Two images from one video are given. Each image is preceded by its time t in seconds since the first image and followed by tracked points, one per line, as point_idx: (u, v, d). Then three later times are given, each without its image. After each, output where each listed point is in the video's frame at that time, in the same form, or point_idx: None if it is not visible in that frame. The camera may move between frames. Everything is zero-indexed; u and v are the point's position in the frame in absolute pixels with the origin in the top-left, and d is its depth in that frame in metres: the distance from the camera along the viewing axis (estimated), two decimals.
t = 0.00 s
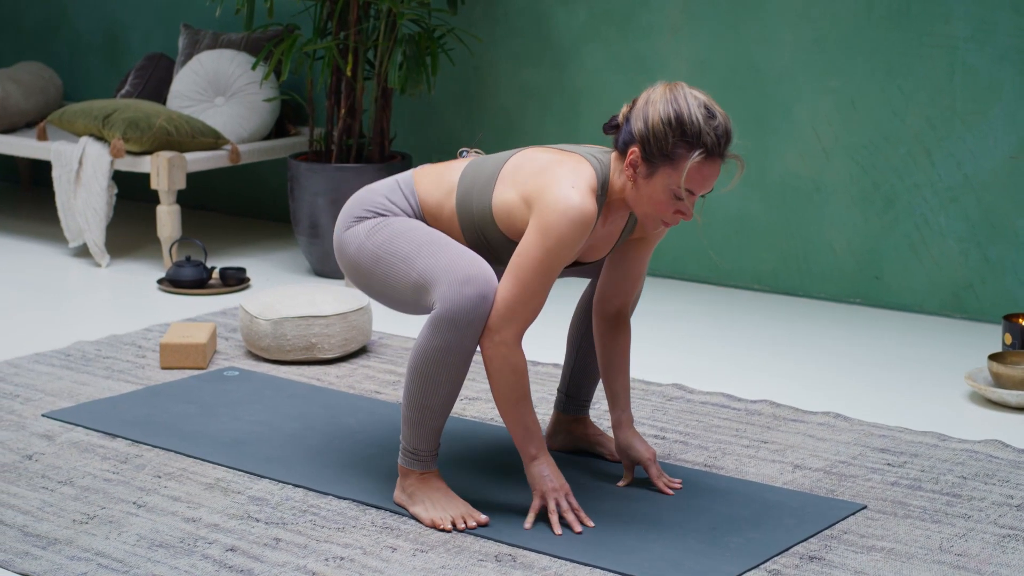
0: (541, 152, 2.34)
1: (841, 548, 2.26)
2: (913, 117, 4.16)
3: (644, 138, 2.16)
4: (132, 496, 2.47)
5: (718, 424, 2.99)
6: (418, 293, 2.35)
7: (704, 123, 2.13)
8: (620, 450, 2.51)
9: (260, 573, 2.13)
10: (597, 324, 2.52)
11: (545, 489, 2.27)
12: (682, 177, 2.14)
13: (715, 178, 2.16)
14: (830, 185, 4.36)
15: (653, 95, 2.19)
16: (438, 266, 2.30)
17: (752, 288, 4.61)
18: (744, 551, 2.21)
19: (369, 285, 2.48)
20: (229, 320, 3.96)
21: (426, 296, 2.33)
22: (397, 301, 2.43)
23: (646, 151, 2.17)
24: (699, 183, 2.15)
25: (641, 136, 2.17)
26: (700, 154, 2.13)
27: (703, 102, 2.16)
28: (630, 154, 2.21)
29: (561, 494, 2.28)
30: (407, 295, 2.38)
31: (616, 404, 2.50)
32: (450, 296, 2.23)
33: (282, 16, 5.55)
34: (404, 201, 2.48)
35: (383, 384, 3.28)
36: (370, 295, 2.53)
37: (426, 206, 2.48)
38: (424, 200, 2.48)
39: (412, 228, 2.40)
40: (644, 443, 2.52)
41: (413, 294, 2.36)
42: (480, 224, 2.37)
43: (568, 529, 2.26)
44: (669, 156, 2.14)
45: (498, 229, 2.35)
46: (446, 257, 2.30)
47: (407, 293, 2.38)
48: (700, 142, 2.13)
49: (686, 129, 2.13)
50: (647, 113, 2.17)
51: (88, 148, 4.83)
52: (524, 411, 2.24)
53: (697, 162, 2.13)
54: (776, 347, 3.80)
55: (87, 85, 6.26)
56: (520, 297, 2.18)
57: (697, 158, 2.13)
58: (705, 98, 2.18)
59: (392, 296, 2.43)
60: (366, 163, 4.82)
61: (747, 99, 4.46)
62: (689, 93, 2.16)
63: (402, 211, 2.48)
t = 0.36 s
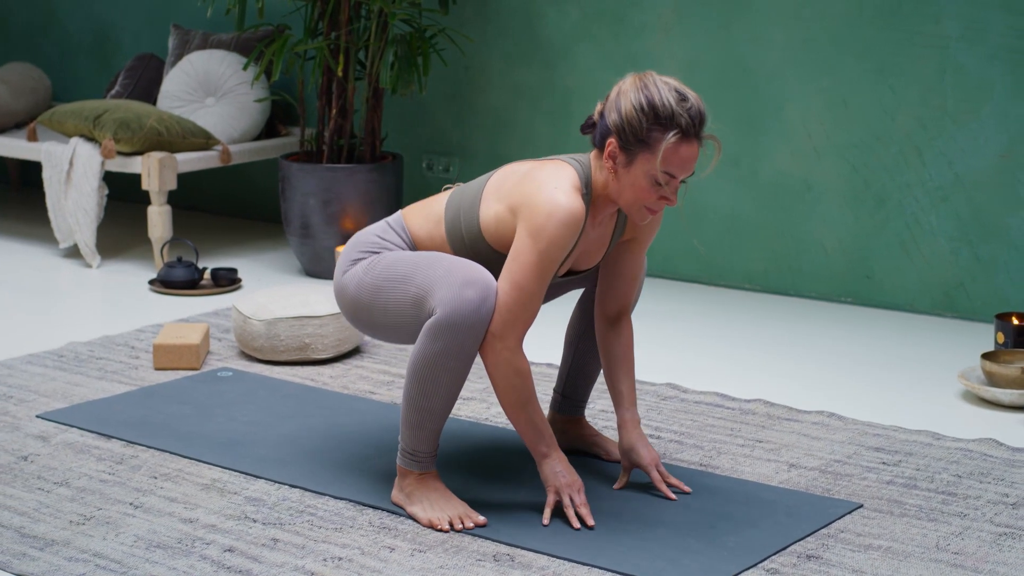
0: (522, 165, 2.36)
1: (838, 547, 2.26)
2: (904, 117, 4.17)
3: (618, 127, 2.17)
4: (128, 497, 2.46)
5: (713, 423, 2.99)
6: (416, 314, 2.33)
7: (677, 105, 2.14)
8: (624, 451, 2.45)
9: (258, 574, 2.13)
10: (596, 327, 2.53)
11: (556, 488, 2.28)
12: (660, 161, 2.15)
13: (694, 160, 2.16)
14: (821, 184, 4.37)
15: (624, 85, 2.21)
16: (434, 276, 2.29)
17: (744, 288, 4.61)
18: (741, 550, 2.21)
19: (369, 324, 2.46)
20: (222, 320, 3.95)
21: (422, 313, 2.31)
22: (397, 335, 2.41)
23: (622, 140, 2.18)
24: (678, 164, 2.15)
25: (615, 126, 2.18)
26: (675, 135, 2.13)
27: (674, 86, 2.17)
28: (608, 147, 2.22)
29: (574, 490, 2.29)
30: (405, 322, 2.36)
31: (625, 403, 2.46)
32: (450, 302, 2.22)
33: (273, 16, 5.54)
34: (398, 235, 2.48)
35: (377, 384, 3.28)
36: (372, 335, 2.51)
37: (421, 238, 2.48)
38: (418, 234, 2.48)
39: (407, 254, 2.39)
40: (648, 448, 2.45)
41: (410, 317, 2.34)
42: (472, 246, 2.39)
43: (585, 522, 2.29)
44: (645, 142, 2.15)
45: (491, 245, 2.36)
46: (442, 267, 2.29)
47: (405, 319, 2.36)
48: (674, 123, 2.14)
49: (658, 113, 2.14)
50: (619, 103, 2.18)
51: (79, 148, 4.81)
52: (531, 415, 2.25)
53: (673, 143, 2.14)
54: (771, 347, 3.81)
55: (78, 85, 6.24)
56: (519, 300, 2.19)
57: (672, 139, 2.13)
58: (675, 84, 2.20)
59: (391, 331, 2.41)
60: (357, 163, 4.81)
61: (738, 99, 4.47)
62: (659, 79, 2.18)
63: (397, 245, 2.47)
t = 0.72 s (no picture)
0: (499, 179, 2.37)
1: (833, 544, 2.27)
2: (892, 116, 4.18)
3: (593, 122, 2.18)
4: (123, 497, 2.45)
5: (706, 422, 2.99)
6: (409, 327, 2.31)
7: (649, 94, 2.16)
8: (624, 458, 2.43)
9: (255, 574, 2.12)
10: (593, 333, 2.54)
11: (574, 492, 2.25)
12: (638, 150, 2.15)
13: (671, 147, 2.17)
14: (810, 183, 4.38)
15: (595, 82, 2.22)
16: (428, 281, 2.27)
17: (733, 287, 4.62)
18: (737, 548, 2.22)
19: (367, 352, 2.44)
20: (213, 320, 3.94)
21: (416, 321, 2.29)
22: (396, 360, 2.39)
23: (598, 134, 2.18)
24: (655, 152, 2.15)
25: (589, 122, 2.19)
26: (649, 124, 2.14)
27: (644, 78, 2.19)
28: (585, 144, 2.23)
29: (586, 489, 2.27)
30: (401, 339, 2.34)
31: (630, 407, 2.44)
32: (447, 303, 2.20)
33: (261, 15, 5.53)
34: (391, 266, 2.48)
35: (369, 384, 3.27)
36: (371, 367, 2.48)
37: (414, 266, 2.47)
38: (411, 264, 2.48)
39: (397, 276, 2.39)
40: (648, 453, 2.43)
41: (405, 333, 2.32)
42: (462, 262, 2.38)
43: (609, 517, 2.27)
44: (621, 132, 2.16)
45: (479, 259, 2.35)
46: (434, 273, 2.28)
47: (401, 336, 2.33)
48: (648, 111, 2.15)
49: (631, 104, 2.15)
50: (591, 99, 2.20)
51: (67, 148, 4.80)
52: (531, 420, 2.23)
53: (649, 131, 2.15)
54: (764, 345, 3.82)
55: (65, 85, 6.21)
56: (513, 306, 2.18)
57: (647, 127, 2.14)
58: (644, 74, 2.21)
59: (390, 355, 2.39)
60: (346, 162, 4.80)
61: (726, 98, 4.47)
62: (628, 72, 2.20)
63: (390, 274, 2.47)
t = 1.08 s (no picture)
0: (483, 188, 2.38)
1: (827, 542, 2.27)
2: (879, 115, 4.20)
3: (570, 116, 2.20)
4: (116, 498, 2.44)
5: (697, 421, 3.00)
6: (402, 330, 2.29)
7: (624, 85, 2.18)
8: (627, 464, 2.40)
9: (251, 574, 2.12)
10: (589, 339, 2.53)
11: (571, 499, 2.27)
12: (615, 139, 2.16)
13: (649, 136, 2.18)
14: (797, 182, 4.39)
15: (571, 79, 2.25)
16: (420, 283, 2.26)
17: (722, 286, 4.62)
18: (731, 546, 2.22)
19: (365, 370, 2.42)
20: (202, 321, 3.93)
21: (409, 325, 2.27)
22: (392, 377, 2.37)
23: (576, 127, 2.20)
24: (633, 140, 2.16)
25: (567, 117, 2.21)
26: (625, 112, 2.16)
27: (619, 71, 2.21)
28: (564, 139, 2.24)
29: (582, 496, 2.29)
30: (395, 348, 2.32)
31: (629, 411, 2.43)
32: (439, 302, 2.19)
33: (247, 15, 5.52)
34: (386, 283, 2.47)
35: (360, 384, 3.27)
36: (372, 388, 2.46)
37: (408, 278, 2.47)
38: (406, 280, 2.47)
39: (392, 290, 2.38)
40: (652, 456, 2.41)
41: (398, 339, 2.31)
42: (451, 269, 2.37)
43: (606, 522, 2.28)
44: (598, 123, 2.17)
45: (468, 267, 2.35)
46: (425, 277, 2.27)
47: (396, 345, 2.32)
48: (623, 100, 2.17)
49: (606, 95, 2.17)
50: (568, 94, 2.22)
51: (54, 149, 4.78)
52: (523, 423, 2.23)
53: (626, 120, 2.16)
54: (754, 344, 3.83)
55: (51, 85, 6.18)
56: (506, 309, 2.18)
57: (623, 116, 2.16)
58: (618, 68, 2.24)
59: (387, 369, 2.37)
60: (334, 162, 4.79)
61: (714, 98, 4.48)
62: (603, 66, 2.22)
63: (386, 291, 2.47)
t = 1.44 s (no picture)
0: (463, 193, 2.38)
1: (821, 541, 2.28)
2: (866, 114, 4.21)
3: (548, 106, 2.22)
4: (110, 499, 2.44)
5: (688, 420, 3.00)
6: (394, 335, 2.27)
7: (602, 76, 2.20)
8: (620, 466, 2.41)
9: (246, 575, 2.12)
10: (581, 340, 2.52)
11: (565, 500, 2.28)
12: (593, 129, 2.18)
13: (627, 126, 2.20)
14: (784, 182, 4.40)
15: (548, 71, 2.26)
16: (413, 288, 2.24)
17: (709, 285, 4.63)
18: (725, 545, 2.23)
19: (362, 383, 2.40)
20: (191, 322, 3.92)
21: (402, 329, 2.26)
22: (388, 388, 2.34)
23: (554, 117, 2.21)
24: (611, 130, 2.18)
25: (545, 108, 2.22)
26: (603, 103, 2.18)
27: (597, 62, 2.23)
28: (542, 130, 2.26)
29: (575, 497, 2.30)
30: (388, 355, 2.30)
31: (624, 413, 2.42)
32: (433, 302, 2.18)
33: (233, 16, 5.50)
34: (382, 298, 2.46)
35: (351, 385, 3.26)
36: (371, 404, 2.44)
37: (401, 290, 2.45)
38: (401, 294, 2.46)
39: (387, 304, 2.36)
40: (647, 459, 2.41)
41: (390, 346, 2.29)
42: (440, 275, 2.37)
43: (599, 523, 2.28)
44: (576, 113, 2.19)
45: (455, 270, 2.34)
46: (418, 281, 2.26)
47: (389, 353, 2.30)
48: (601, 90, 2.19)
49: (584, 85, 2.19)
50: (546, 85, 2.24)
51: (40, 150, 4.76)
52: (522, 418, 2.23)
53: (604, 110, 2.18)
54: (743, 343, 3.85)
55: (36, 87, 6.16)
56: (501, 306, 2.18)
57: (601, 106, 2.18)
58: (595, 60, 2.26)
59: (383, 380, 2.35)
60: (321, 163, 4.78)
61: (701, 97, 4.48)
62: (581, 58, 2.24)
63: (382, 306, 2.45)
